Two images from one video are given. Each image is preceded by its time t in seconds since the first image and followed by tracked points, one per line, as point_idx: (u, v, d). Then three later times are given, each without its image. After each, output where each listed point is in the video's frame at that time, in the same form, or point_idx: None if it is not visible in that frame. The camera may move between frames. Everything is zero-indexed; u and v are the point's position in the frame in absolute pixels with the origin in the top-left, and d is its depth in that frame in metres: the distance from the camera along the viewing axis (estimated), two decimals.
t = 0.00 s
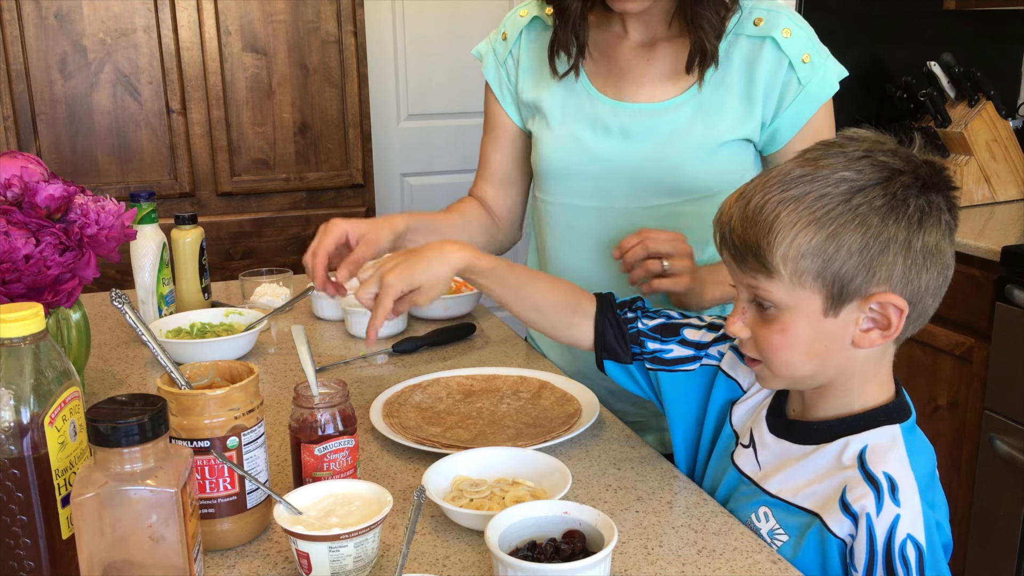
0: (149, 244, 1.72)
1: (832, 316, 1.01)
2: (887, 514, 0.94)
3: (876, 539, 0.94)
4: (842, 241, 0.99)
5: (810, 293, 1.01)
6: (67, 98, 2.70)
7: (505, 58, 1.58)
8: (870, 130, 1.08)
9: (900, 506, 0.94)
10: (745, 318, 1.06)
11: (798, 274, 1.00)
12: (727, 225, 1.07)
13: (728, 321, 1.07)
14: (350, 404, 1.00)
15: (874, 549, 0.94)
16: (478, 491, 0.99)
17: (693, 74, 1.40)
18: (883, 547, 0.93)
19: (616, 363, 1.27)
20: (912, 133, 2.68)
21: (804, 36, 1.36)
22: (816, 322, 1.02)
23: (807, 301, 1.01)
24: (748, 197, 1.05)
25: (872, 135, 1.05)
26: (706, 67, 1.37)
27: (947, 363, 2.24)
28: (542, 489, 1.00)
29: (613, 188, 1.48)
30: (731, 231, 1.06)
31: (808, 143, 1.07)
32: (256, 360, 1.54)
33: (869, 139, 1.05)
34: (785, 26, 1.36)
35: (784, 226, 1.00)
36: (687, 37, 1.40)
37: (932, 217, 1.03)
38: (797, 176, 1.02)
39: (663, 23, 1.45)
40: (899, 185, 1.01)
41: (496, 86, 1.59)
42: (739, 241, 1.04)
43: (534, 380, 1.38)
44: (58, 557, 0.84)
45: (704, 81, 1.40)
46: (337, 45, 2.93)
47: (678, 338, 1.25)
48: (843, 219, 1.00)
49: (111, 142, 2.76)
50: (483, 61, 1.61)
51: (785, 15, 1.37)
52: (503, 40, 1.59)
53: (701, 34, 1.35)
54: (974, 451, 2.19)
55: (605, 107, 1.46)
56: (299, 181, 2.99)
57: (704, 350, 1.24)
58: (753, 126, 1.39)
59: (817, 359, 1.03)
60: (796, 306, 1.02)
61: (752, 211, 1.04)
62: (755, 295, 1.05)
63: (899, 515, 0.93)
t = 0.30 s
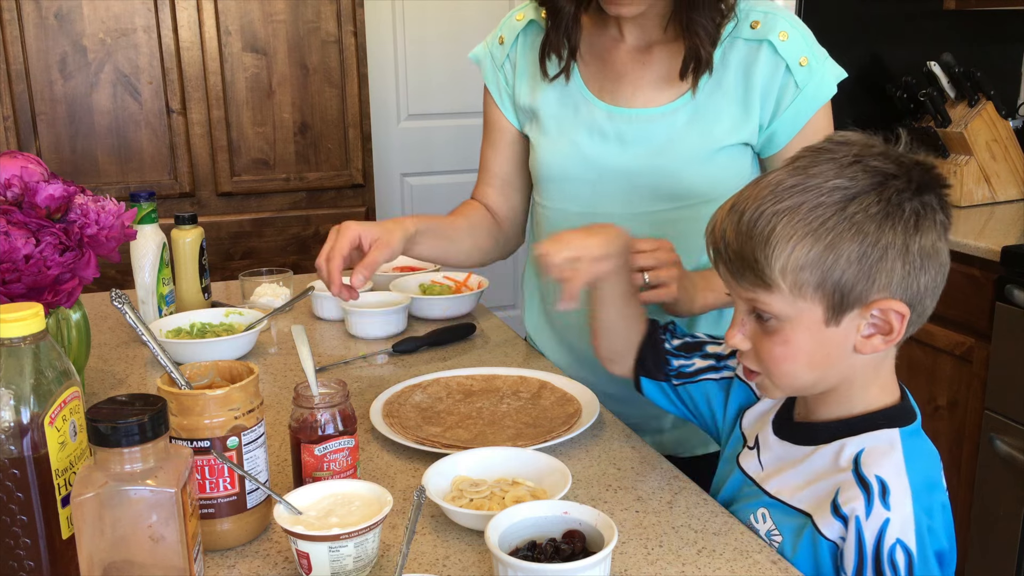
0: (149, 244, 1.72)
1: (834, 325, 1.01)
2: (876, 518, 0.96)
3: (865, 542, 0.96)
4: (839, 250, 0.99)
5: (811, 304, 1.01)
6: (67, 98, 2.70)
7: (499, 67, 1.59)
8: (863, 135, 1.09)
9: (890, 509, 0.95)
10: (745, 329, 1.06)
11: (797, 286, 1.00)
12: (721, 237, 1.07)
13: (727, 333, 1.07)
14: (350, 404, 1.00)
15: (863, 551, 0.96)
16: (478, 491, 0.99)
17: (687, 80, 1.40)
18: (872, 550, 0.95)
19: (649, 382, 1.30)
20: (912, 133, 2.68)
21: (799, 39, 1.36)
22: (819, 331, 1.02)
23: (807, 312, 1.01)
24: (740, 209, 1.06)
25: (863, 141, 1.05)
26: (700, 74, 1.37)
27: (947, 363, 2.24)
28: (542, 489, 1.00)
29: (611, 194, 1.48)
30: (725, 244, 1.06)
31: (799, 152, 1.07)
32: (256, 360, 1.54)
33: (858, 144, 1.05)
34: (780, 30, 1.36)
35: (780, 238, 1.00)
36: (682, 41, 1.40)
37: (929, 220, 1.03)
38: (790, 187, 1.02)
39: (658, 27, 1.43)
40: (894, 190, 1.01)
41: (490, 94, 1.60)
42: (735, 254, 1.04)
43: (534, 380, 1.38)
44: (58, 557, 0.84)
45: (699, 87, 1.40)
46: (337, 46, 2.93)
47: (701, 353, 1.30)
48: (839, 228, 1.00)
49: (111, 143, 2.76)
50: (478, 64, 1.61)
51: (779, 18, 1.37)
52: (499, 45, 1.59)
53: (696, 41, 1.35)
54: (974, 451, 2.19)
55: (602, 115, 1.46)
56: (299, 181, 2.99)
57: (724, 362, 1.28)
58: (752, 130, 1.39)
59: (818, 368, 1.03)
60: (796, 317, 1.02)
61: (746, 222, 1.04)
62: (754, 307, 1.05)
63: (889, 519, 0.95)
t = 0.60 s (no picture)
0: (149, 244, 1.72)
1: (842, 336, 1.02)
2: (870, 521, 0.97)
3: (857, 545, 0.97)
4: (851, 263, 0.99)
5: (821, 316, 1.01)
6: (66, 98, 2.70)
7: (493, 64, 1.57)
8: (868, 138, 1.07)
9: (883, 514, 0.97)
10: (749, 338, 1.07)
11: (808, 298, 1.00)
12: (727, 245, 1.06)
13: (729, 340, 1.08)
14: (350, 404, 1.00)
15: (854, 553, 0.97)
16: (478, 491, 0.99)
17: (691, 85, 1.39)
18: (864, 553, 0.96)
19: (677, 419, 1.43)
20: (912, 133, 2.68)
21: (795, 44, 1.34)
22: (826, 342, 1.02)
23: (815, 324, 1.02)
24: (749, 217, 1.04)
25: (872, 147, 1.04)
26: (706, 79, 1.36)
27: (947, 362, 2.24)
28: (542, 489, 1.00)
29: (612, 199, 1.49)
30: (732, 252, 1.05)
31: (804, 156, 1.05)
32: (256, 360, 1.54)
33: (869, 150, 1.03)
34: (776, 34, 1.35)
35: (791, 250, 1.00)
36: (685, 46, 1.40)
37: (936, 229, 1.03)
38: (801, 197, 1.00)
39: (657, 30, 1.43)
40: (904, 200, 1.01)
41: (479, 92, 1.57)
42: (743, 264, 1.04)
43: (534, 380, 1.38)
44: (58, 557, 0.84)
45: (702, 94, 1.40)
46: (337, 45, 2.93)
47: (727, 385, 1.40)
48: (851, 240, 0.99)
49: (111, 142, 2.76)
50: (466, 54, 1.59)
51: (777, 24, 1.35)
52: (492, 36, 1.57)
53: (702, 47, 1.33)
54: (974, 451, 2.19)
55: (604, 122, 1.46)
56: (299, 181, 2.99)
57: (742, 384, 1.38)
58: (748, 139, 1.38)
59: (825, 376, 1.04)
60: (803, 328, 1.02)
61: (756, 232, 1.02)
62: (758, 317, 1.06)
63: (883, 524, 0.97)
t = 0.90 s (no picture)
0: (149, 244, 1.72)
1: (855, 348, 1.02)
2: (876, 528, 0.97)
3: (863, 551, 0.97)
4: (867, 277, 0.99)
5: (836, 330, 1.01)
6: (66, 98, 2.70)
7: (482, 48, 1.48)
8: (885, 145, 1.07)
9: (889, 521, 0.97)
10: (759, 347, 1.06)
11: (822, 312, 1.00)
12: (739, 255, 1.06)
13: (739, 349, 1.07)
14: (350, 404, 1.00)
15: (860, 560, 0.98)
16: (478, 491, 0.99)
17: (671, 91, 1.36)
18: (870, 560, 0.97)
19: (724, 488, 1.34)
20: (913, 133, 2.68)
21: (757, 62, 1.29)
22: (838, 353, 1.02)
23: (831, 336, 1.01)
24: (762, 229, 1.03)
25: (891, 156, 1.03)
26: (694, 87, 1.32)
27: (946, 363, 2.24)
28: (542, 489, 1.00)
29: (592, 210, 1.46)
30: (743, 263, 1.05)
31: (820, 164, 1.04)
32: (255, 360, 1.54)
33: (887, 160, 1.02)
34: (738, 50, 1.30)
35: (807, 264, 0.99)
36: (668, 56, 1.36)
37: (952, 240, 1.03)
38: (819, 211, 1.00)
39: (633, 40, 1.39)
40: (922, 214, 1.01)
41: (461, 71, 1.48)
42: (758, 277, 1.03)
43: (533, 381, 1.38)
44: (58, 557, 0.84)
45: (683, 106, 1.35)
46: (337, 46, 2.93)
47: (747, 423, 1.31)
48: (868, 254, 0.99)
49: (111, 143, 2.76)
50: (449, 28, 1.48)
51: (742, 38, 1.31)
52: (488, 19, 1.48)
53: (689, 53, 1.29)
54: (973, 451, 2.19)
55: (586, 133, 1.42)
56: (299, 181, 2.99)
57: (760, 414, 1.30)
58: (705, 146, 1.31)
59: (836, 387, 1.04)
60: (819, 339, 1.02)
61: (773, 244, 1.02)
62: (770, 327, 1.05)
63: (889, 531, 0.97)
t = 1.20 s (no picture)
0: (149, 244, 1.72)
1: (853, 370, 1.01)
2: (876, 538, 0.98)
3: (862, 560, 0.98)
4: (866, 303, 0.98)
5: (834, 352, 1.01)
6: (66, 98, 2.70)
7: (464, 54, 1.49)
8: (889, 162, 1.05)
9: (889, 531, 0.98)
10: (756, 362, 1.06)
11: (819, 336, 1.00)
12: (739, 274, 1.05)
13: (735, 362, 1.08)
14: (350, 404, 1.00)
15: (860, 568, 0.99)
16: (478, 491, 0.99)
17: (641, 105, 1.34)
18: (870, 568, 0.98)
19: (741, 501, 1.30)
20: (913, 133, 2.68)
21: (721, 72, 1.26)
22: (836, 375, 1.02)
23: (828, 358, 1.01)
24: (762, 250, 1.02)
25: (896, 176, 1.02)
26: (656, 100, 1.31)
27: (946, 363, 2.24)
28: (542, 489, 1.00)
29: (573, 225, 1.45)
30: (742, 282, 1.04)
31: (825, 182, 1.02)
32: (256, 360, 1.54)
33: (892, 182, 1.01)
34: (703, 62, 1.27)
35: (805, 288, 0.99)
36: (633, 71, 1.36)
37: (956, 262, 1.02)
38: (820, 234, 0.99)
39: (606, 56, 1.41)
40: (925, 238, 1.00)
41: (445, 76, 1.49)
42: (755, 298, 1.03)
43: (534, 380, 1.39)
44: (58, 557, 0.84)
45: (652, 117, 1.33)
46: (337, 46, 2.93)
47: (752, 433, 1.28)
48: (867, 280, 0.98)
49: (111, 143, 2.76)
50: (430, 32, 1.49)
51: (709, 49, 1.28)
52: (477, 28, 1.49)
53: (653, 63, 1.29)
54: (973, 451, 2.19)
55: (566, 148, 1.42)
56: (299, 181, 2.99)
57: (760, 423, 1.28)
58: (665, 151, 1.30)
59: (834, 404, 1.04)
60: (814, 360, 1.02)
61: (770, 266, 1.01)
62: (766, 345, 1.05)
63: (888, 540, 0.98)
